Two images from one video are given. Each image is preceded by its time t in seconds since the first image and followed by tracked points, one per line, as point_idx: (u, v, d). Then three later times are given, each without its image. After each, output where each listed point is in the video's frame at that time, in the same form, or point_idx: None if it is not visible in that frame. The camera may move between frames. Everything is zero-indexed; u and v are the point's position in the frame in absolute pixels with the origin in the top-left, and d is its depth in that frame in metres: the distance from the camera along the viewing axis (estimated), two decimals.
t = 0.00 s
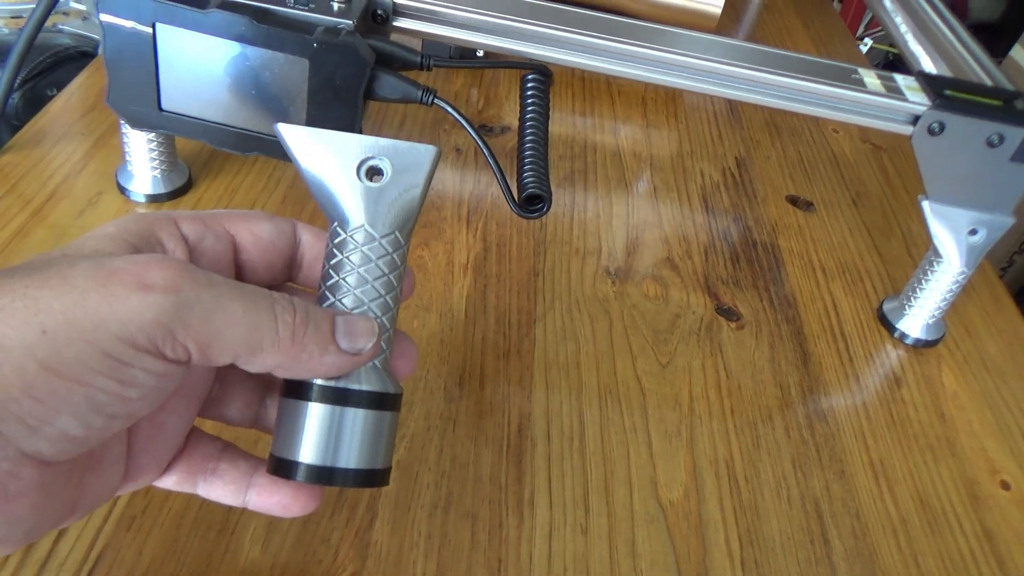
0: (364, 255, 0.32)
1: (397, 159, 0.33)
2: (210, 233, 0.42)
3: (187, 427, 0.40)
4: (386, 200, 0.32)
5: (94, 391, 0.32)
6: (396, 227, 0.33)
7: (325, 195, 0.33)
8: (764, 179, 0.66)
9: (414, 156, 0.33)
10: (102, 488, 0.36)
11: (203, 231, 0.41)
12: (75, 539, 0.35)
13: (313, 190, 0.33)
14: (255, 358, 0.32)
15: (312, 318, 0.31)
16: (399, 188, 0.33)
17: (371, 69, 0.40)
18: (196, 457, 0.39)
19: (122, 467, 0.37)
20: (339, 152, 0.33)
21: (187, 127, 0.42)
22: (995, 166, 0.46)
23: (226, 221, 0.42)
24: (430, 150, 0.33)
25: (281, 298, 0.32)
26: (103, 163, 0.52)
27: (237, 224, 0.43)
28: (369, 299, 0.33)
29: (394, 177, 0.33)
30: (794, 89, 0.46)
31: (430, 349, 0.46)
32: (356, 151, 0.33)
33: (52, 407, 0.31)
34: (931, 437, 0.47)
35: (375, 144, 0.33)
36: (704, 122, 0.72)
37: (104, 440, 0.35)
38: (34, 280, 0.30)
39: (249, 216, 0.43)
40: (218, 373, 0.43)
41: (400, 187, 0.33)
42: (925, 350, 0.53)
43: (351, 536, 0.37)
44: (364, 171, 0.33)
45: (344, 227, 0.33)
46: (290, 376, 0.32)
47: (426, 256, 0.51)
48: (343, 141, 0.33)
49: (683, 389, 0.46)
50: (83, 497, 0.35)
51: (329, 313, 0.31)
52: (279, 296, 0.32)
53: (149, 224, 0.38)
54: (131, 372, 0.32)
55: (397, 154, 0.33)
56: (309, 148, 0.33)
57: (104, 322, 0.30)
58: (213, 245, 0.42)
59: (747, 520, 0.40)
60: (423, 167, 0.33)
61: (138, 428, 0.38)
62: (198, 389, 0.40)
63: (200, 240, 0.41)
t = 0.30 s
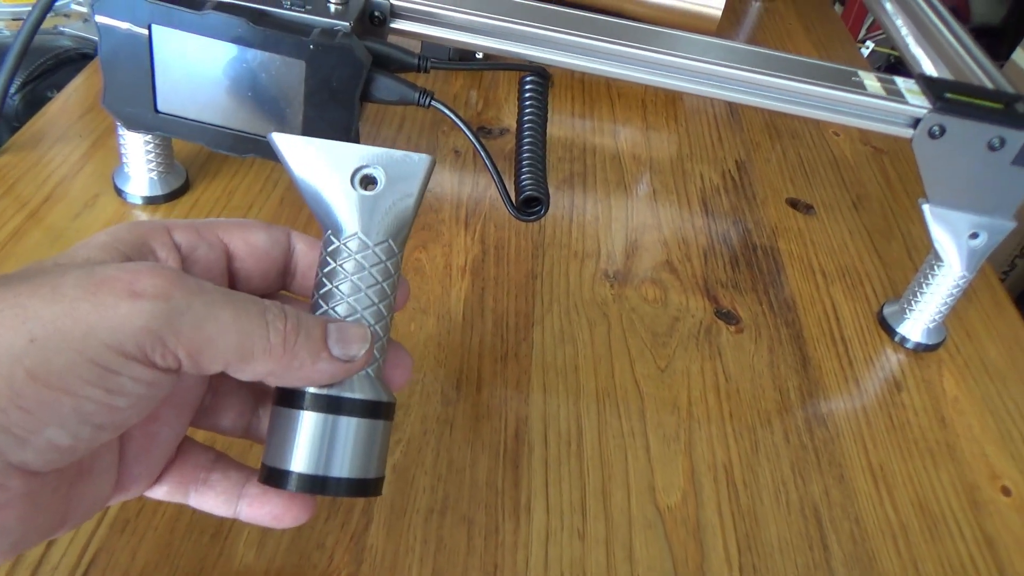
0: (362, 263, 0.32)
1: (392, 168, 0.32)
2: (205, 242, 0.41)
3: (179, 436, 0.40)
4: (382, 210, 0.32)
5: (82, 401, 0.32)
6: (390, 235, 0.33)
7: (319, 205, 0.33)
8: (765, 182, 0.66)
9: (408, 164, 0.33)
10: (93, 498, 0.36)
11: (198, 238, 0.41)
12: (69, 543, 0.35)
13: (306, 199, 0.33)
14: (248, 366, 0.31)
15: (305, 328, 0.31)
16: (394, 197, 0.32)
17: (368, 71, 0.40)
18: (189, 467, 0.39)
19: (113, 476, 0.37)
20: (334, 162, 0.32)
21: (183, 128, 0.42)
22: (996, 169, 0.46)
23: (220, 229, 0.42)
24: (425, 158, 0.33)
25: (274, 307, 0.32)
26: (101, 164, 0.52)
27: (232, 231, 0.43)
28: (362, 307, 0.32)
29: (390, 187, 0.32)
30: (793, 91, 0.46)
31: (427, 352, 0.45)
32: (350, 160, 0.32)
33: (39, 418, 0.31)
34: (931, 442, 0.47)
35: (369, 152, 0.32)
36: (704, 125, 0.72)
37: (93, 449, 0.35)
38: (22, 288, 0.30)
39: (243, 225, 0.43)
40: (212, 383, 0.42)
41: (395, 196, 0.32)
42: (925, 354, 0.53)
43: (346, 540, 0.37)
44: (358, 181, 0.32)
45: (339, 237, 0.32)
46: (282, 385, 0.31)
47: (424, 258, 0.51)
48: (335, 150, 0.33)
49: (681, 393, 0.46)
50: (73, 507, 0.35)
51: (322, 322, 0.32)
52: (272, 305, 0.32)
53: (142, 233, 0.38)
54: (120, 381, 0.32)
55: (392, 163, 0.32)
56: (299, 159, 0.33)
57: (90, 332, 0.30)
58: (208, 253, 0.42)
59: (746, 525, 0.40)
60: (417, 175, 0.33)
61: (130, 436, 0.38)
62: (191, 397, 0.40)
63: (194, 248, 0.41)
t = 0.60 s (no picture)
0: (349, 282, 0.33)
1: (378, 192, 0.32)
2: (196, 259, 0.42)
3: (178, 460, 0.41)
4: (368, 234, 0.32)
5: (82, 419, 0.32)
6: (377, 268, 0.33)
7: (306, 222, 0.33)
8: (769, 192, 0.65)
9: (397, 191, 0.32)
10: (89, 531, 0.36)
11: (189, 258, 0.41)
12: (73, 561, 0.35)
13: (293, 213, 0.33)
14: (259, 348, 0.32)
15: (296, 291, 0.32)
16: (381, 221, 0.32)
17: (373, 84, 0.40)
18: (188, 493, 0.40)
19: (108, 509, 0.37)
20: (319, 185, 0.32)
21: (188, 141, 0.42)
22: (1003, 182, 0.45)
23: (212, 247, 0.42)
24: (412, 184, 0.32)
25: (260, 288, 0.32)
26: (106, 174, 0.52)
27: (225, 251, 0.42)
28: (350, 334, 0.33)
29: (377, 213, 0.32)
30: (799, 104, 0.46)
31: (432, 364, 0.45)
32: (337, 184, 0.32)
33: (42, 437, 0.31)
34: (938, 457, 0.47)
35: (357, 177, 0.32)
36: (709, 134, 0.71)
37: (85, 478, 0.35)
38: (26, 307, 0.29)
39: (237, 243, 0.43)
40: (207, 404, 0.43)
41: (382, 220, 0.32)
42: (931, 368, 0.53)
43: (350, 558, 0.36)
44: (345, 205, 0.32)
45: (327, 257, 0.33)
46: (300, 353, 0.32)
47: (428, 270, 0.51)
48: (322, 173, 0.32)
49: (687, 406, 0.46)
50: (64, 542, 0.35)
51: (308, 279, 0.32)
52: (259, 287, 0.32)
53: (131, 254, 0.38)
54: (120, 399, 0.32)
55: (379, 187, 0.32)
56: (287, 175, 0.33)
57: (84, 344, 0.30)
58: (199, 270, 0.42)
59: (752, 542, 0.40)
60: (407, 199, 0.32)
61: (125, 465, 0.39)
62: (184, 417, 0.41)
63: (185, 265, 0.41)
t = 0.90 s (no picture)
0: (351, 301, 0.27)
1: (416, 220, 0.28)
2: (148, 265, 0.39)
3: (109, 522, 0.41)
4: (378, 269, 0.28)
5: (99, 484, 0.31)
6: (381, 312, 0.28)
7: (305, 216, 0.28)
8: (783, 230, 0.65)
9: (443, 226, 0.28)
10: None
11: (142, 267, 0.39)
12: None
13: (287, 202, 0.28)
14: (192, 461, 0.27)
15: (247, 368, 0.27)
16: (405, 255, 0.28)
17: (393, 133, 0.39)
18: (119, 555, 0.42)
19: None
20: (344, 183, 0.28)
21: (204, 186, 0.42)
22: None
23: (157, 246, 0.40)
24: (460, 226, 0.28)
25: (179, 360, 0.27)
26: (121, 209, 0.52)
27: (178, 245, 0.40)
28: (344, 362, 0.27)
29: (404, 245, 0.28)
30: (821, 158, 0.46)
31: (446, 412, 0.45)
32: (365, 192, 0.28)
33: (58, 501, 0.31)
34: (953, 514, 0.46)
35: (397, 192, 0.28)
36: (723, 169, 0.71)
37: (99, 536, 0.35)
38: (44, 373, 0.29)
39: (184, 226, 0.40)
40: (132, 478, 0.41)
41: (411, 253, 0.28)
42: (945, 419, 0.53)
43: None
44: (365, 221, 0.28)
45: (320, 263, 0.27)
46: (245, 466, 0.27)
47: (442, 312, 0.51)
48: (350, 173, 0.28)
49: (700, 458, 0.46)
50: None
51: (273, 348, 0.27)
52: (176, 365, 0.26)
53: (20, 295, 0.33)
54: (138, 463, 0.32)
55: (423, 217, 0.28)
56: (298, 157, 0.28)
57: (10, 464, 0.25)
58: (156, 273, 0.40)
59: None
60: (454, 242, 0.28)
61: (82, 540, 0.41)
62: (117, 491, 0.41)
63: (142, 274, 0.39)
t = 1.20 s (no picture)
0: (316, 298, 0.27)
1: (380, 203, 0.26)
2: (70, 309, 0.40)
3: None
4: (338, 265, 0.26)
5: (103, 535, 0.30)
6: (354, 308, 0.27)
7: (245, 223, 0.26)
8: (805, 251, 0.63)
9: (415, 204, 0.26)
10: None
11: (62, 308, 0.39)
12: None
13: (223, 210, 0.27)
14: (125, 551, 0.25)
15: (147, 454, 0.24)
16: (367, 246, 0.26)
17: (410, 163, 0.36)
18: None
19: None
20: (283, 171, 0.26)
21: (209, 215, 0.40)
22: None
23: (76, 289, 0.40)
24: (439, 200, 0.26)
25: (59, 457, 0.25)
26: (127, 229, 0.51)
27: (100, 289, 0.40)
28: (316, 356, 0.27)
29: (370, 230, 0.26)
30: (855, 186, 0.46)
31: (462, 445, 0.44)
32: (312, 181, 0.26)
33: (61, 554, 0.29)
34: (985, 553, 0.45)
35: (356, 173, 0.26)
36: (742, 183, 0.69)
37: None
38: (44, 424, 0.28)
39: (104, 271, 0.41)
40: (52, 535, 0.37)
41: (380, 241, 0.26)
42: (975, 450, 0.51)
43: None
44: (315, 208, 0.26)
45: (270, 262, 0.26)
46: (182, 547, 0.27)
47: (457, 336, 0.49)
48: (294, 155, 0.26)
49: (724, 493, 0.44)
50: None
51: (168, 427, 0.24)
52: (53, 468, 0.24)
53: None
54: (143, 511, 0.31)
55: (392, 198, 0.26)
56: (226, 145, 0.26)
57: None
58: (81, 313, 0.40)
59: None
60: (437, 217, 0.27)
61: None
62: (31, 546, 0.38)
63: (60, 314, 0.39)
